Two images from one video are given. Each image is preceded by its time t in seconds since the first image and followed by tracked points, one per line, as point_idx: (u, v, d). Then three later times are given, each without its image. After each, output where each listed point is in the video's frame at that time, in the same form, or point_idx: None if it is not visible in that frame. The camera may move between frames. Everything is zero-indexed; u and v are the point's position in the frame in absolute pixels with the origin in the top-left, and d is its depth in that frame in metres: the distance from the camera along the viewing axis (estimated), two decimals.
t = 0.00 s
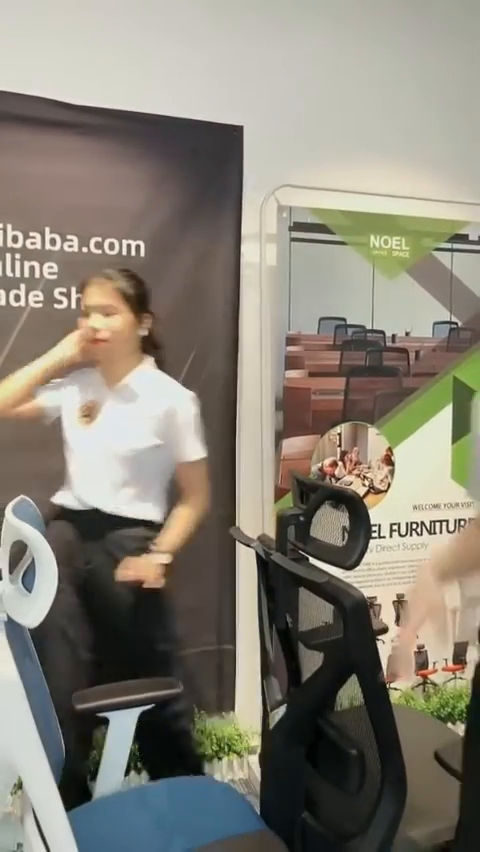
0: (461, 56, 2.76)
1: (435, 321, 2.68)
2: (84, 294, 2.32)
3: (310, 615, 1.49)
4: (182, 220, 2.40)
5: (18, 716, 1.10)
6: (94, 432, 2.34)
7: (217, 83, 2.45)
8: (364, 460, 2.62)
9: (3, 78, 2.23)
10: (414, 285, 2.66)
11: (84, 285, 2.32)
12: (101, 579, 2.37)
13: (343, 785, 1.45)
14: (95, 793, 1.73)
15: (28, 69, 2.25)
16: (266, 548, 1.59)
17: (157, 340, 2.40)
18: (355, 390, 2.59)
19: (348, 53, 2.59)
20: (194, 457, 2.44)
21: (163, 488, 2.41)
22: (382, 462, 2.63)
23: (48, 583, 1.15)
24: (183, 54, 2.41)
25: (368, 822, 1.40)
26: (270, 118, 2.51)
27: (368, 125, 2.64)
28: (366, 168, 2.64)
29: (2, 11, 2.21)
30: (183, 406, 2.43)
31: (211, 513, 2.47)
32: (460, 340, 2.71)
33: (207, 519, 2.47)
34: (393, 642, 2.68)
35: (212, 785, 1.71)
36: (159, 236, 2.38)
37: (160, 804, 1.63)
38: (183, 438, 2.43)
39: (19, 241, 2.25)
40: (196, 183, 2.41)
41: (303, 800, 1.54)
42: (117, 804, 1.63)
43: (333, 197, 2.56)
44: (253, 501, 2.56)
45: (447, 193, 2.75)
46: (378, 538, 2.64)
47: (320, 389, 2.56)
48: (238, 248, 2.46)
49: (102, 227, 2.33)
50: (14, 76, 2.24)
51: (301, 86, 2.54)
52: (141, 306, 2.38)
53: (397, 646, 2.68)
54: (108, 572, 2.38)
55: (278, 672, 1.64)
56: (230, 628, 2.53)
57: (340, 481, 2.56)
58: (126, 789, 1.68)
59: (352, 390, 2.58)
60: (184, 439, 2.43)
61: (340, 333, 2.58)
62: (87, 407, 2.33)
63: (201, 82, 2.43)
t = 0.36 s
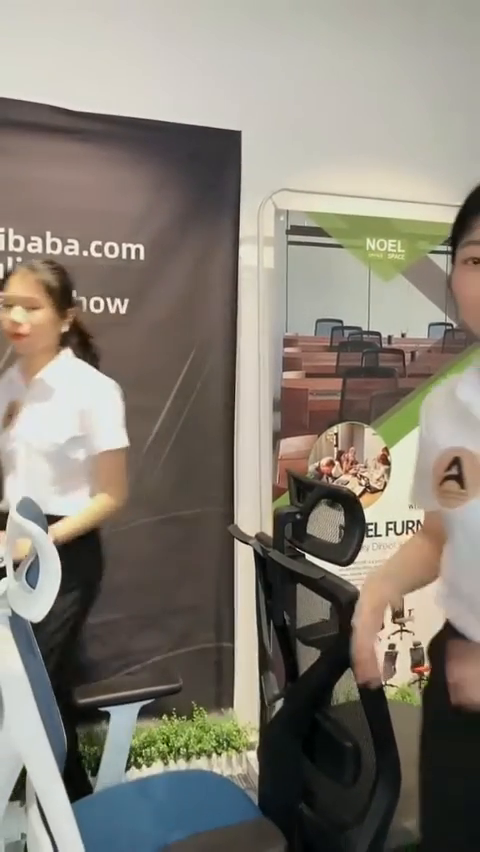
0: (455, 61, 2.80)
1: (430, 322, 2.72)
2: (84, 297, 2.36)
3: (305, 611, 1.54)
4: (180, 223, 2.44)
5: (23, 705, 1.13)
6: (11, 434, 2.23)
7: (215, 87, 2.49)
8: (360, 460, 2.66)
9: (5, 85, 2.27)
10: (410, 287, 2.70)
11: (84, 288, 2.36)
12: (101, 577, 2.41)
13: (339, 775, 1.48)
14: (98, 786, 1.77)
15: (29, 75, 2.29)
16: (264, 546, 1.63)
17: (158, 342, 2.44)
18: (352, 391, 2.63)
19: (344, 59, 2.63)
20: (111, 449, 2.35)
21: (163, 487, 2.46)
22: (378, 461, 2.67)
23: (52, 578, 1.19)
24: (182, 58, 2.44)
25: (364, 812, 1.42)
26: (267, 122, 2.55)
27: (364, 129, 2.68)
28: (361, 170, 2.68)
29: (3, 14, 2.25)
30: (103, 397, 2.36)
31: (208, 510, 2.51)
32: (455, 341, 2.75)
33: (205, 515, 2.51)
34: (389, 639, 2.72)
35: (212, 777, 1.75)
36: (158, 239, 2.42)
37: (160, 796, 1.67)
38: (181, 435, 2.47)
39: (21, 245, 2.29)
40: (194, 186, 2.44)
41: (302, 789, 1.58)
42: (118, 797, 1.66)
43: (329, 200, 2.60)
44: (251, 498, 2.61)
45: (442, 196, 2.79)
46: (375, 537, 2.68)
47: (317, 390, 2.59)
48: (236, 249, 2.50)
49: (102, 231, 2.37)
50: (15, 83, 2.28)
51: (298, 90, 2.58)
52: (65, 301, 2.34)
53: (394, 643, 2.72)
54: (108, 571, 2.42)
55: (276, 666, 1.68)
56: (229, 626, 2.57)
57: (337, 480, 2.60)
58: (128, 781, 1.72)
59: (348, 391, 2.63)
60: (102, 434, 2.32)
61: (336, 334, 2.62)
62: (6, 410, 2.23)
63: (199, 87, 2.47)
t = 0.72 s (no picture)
0: (451, 67, 2.84)
1: (426, 326, 2.78)
2: (86, 299, 2.41)
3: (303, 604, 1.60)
4: (181, 226, 2.48)
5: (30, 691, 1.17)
6: None
7: (214, 92, 2.54)
8: (357, 459, 2.71)
9: (9, 93, 2.32)
10: (406, 290, 2.76)
11: (87, 290, 2.41)
12: (103, 573, 2.47)
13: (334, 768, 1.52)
14: (100, 775, 1.82)
15: (32, 82, 2.34)
16: (262, 543, 1.68)
17: (159, 342, 2.49)
18: (349, 392, 2.69)
19: (341, 65, 2.68)
20: (27, 468, 2.37)
21: (163, 486, 2.52)
22: (374, 460, 2.73)
23: (57, 571, 1.24)
24: (181, 64, 2.49)
25: (359, 802, 1.47)
26: (266, 128, 2.60)
27: (361, 134, 2.73)
28: (358, 174, 2.73)
29: (7, 23, 2.31)
30: (28, 419, 2.38)
31: (207, 508, 2.56)
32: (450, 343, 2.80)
33: (204, 513, 2.56)
34: (385, 636, 2.78)
35: (211, 768, 1.79)
36: (159, 242, 2.47)
37: (161, 785, 1.72)
38: (181, 434, 2.52)
39: (24, 248, 2.34)
40: (194, 190, 2.49)
41: (299, 780, 1.61)
42: (120, 786, 1.71)
43: (327, 203, 2.65)
44: (250, 496, 2.67)
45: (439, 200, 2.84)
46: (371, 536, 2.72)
47: (315, 391, 2.65)
48: (236, 253, 2.55)
49: (104, 235, 2.42)
50: (19, 90, 2.33)
51: (296, 96, 2.63)
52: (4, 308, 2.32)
53: (389, 640, 2.77)
54: (111, 567, 2.48)
55: (274, 658, 1.74)
56: (228, 622, 2.62)
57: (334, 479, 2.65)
58: (129, 772, 1.77)
59: (345, 391, 2.68)
60: (19, 452, 2.35)
61: (333, 335, 2.68)
62: None
63: (199, 94, 2.52)
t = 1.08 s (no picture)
0: (449, 69, 2.88)
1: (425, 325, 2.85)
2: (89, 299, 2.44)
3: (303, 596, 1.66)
4: (182, 226, 2.52)
5: (48, 694, 1.21)
6: None
7: (215, 94, 2.57)
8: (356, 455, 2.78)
9: (13, 95, 2.36)
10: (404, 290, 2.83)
11: (89, 289, 2.44)
12: (106, 568, 2.51)
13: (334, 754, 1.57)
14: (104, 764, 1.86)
15: (36, 84, 2.37)
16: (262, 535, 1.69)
17: (160, 340, 2.52)
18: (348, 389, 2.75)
19: (341, 67, 2.71)
20: None
21: (165, 483, 2.55)
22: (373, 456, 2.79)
23: (64, 562, 1.27)
24: (182, 66, 2.52)
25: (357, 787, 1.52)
26: (267, 129, 2.64)
27: (361, 135, 2.77)
28: (358, 175, 2.77)
29: (10, 25, 2.33)
30: None
31: (208, 504, 2.60)
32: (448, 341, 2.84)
33: (205, 510, 2.60)
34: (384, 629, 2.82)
35: (213, 756, 1.84)
36: (161, 242, 2.50)
37: (163, 773, 1.76)
38: (183, 431, 2.56)
39: (28, 248, 2.37)
40: (196, 191, 2.52)
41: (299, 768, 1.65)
42: (124, 774, 1.75)
43: (327, 204, 2.69)
44: (251, 492, 2.71)
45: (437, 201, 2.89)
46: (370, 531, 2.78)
47: (314, 388, 2.71)
48: (237, 252, 2.59)
49: (106, 235, 2.45)
50: (23, 92, 2.36)
51: (296, 97, 2.67)
52: None
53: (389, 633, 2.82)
54: (114, 562, 2.52)
55: (275, 649, 1.79)
56: (228, 616, 2.66)
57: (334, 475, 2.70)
58: (133, 760, 1.81)
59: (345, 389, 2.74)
60: None
61: (333, 334, 2.74)
62: None
63: (200, 96, 2.55)
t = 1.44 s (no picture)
0: (447, 73, 2.91)
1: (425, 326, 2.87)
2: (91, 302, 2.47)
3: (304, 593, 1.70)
4: (183, 229, 2.54)
5: (53, 690, 1.23)
6: None
7: (216, 99, 2.60)
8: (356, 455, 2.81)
9: (15, 102, 2.38)
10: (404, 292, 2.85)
11: (91, 292, 2.47)
12: (108, 568, 2.54)
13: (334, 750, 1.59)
14: (107, 762, 1.88)
15: (38, 91, 2.40)
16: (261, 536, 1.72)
17: (161, 343, 2.55)
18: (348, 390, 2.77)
19: (339, 72, 2.74)
20: None
21: (166, 484, 2.58)
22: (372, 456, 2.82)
23: (70, 561, 1.30)
24: (183, 73, 2.55)
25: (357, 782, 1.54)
26: (266, 134, 2.67)
27: (360, 140, 2.80)
28: (357, 179, 2.80)
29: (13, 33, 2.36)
30: None
31: (209, 504, 2.63)
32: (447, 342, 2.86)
33: (206, 510, 2.62)
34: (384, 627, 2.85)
35: (215, 754, 1.86)
36: (163, 245, 2.53)
37: (166, 770, 1.78)
38: (183, 433, 2.58)
39: (31, 252, 2.40)
40: (196, 195, 2.55)
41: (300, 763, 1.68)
42: (127, 771, 1.77)
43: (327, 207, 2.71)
44: (251, 492, 2.74)
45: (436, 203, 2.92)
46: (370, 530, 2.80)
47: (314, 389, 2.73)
48: (237, 255, 2.62)
49: (108, 239, 2.48)
50: (25, 99, 2.39)
51: (296, 102, 2.69)
52: None
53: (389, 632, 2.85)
54: (116, 562, 2.55)
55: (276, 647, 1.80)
56: (229, 616, 2.68)
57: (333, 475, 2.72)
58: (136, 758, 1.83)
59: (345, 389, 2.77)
60: None
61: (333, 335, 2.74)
62: None
63: (201, 101, 2.59)
